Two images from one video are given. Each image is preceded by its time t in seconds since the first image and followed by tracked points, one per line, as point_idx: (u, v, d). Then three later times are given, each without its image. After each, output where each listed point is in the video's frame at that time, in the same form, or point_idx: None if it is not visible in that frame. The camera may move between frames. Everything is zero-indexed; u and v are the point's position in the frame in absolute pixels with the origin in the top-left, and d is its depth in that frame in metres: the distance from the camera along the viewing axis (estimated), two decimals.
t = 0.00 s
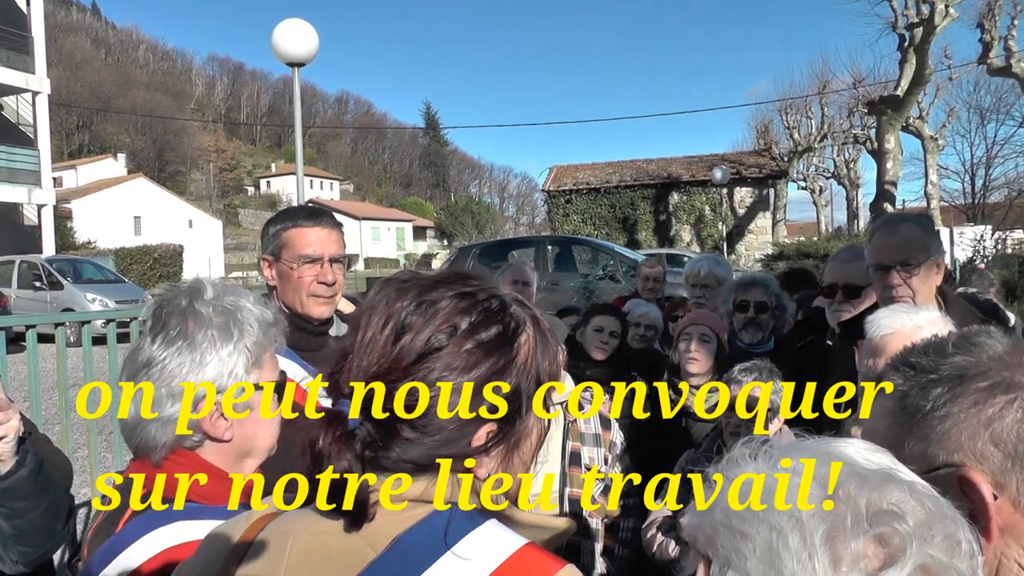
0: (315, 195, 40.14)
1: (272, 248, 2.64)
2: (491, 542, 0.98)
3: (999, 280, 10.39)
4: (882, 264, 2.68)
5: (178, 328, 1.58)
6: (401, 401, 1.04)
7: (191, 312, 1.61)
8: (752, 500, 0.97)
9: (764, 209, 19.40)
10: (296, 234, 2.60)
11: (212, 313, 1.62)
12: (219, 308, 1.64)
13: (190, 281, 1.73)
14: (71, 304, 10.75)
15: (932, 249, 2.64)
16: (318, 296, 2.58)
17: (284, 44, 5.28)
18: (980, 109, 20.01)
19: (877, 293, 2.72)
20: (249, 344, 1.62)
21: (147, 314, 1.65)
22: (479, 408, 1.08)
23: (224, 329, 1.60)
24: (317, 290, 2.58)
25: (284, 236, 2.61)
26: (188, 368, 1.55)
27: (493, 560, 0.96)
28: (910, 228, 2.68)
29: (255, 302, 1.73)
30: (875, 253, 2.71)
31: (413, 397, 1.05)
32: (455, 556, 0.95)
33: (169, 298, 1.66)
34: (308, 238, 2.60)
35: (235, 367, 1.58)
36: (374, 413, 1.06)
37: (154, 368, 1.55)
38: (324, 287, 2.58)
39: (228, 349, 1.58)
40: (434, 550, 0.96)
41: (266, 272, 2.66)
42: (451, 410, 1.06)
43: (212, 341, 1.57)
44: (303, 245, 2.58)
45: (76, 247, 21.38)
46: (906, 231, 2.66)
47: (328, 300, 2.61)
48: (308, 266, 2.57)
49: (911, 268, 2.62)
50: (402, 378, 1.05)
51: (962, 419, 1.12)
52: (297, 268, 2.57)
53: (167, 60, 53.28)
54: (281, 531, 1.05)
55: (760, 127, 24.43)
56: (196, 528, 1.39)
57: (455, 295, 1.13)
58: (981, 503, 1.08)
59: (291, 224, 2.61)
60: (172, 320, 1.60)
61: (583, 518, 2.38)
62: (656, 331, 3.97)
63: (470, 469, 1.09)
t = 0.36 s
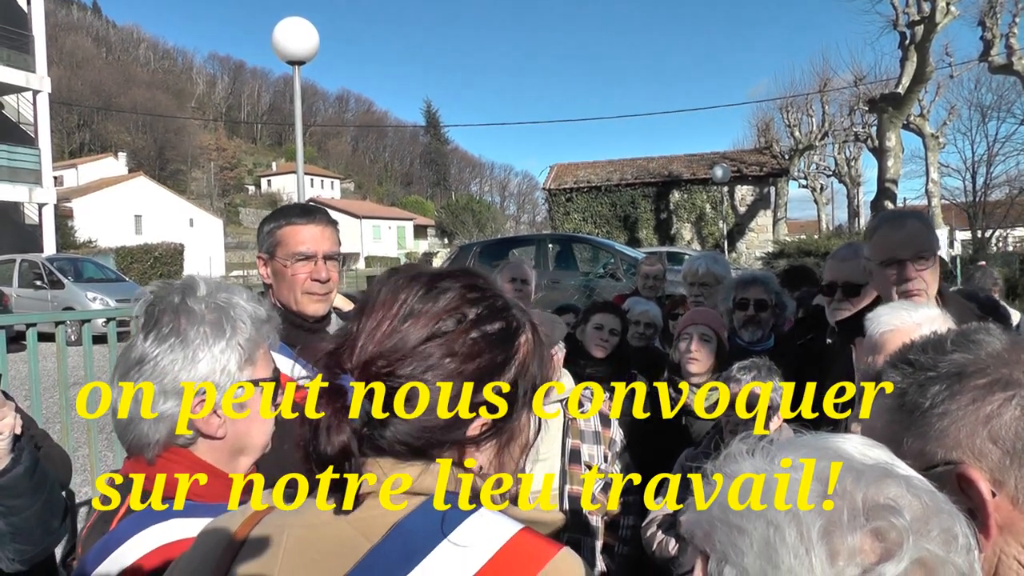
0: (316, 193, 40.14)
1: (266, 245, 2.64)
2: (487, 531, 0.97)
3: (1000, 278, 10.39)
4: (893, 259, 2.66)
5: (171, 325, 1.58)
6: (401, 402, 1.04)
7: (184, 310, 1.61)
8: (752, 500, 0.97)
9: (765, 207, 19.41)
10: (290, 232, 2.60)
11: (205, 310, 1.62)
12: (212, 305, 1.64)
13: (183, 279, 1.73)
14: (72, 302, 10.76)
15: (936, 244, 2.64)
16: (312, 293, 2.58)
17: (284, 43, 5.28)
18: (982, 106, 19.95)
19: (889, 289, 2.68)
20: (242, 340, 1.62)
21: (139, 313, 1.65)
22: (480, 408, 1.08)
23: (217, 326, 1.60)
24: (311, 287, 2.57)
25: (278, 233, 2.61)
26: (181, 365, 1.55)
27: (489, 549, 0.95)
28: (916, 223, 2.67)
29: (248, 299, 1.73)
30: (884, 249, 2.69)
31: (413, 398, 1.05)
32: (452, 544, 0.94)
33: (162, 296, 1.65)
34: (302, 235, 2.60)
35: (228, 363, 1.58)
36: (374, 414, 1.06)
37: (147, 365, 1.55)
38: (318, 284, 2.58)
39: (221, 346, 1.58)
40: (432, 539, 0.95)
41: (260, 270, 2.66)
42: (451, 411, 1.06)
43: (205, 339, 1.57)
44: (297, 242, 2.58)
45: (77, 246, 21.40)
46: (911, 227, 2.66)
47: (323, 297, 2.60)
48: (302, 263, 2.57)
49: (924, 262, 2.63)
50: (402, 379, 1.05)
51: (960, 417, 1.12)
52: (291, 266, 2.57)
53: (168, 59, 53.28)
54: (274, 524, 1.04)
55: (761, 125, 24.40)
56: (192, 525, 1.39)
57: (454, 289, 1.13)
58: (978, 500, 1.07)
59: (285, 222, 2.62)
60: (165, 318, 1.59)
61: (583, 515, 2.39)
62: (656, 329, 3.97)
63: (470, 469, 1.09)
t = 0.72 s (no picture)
0: (318, 191, 40.16)
1: (268, 243, 2.63)
2: (485, 530, 0.96)
3: (1001, 275, 10.37)
4: (905, 251, 2.64)
5: (170, 322, 1.57)
6: (401, 402, 1.04)
7: (183, 306, 1.61)
8: (753, 500, 0.96)
9: (766, 204, 19.39)
10: (293, 229, 2.59)
11: (203, 307, 1.62)
12: (211, 301, 1.64)
13: (183, 276, 1.73)
14: (73, 301, 10.77)
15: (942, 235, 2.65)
16: (315, 291, 2.57)
17: (285, 40, 5.27)
18: (984, 103, 19.89)
19: (902, 284, 2.65)
20: (241, 337, 1.61)
21: (139, 309, 1.64)
22: (480, 409, 1.09)
23: (216, 322, 1.60)
24: (313, 285, 2.57)
25: (281, 230, 2.61)
26: (180, 362, 1.54)
27: (490, 548, 0.93)
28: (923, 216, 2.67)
29: (247, 295, 1.73)
30: (894, 242, 2.67)
31: (413, 398, 1.04)
32: (451, 544, 0.93)
33: (161, 293, 1.65)
34: (305, 232, 2.59)
35: (227, 360, 1.58)
36: (375, 411, 1.06)
37: (146, 362, 1.55)
38: (320, 281, 2.58)
39: (220, 342, 1.58)
40: (431, 537, 0.93)
41: (262, 267, 2.65)
42: (452, 411, 1.06)
43: (204, 335, 1.57)
44: (299, 240, 2.58)
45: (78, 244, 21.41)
46: (917, 220, 2.66)
47: (325, 295, 2.60)
48: (305, 261, 2.57)
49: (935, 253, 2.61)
50: (402, 380, 1.05)
51: (960, 413, 1.11)
52: (293, 263, 2.56)
53: (168, 57, 53.28)
54: (273, 521, 1.03)
55: (762, 122, 24.35)
56: (192, 522, 1.39)
57: (453, 281, 1.14)
58: (979, 497, 1.07)
59: (287, 219, 2.61)
60: (164, 314, 1.59)
61: (583, 513, 2.41)
62: (654, 327, 3.97)
63: (470, 470, 1.09)
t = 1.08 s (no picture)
0: (319, 188, 40.16)
1: (271, 239, 2.63)
2: (484, 529, 0.96)
3: (1004, 272, 10.33)
4: (887, 249, 2.66)
5: (175, 319, 1.58)
6: (401, 401, 1.04)
7: (187, 304, 1.61)
8: (753, 499, 0.96)
9: (768, 201, 19.37)
10: (295, 225, 2.60)
11: (208, 304, 1.62)
12: (215, 298, 1.63)
13: (187, 273, 1.72)
14: (75, 297, 10.78)
15: (937, 238, 2.62)
16: (317, 286, 2.58)
17: (287, 37, 5.26)
18: (986, 99, 19.82)
19: (880, 280, 2.68)
20: (244, 333, 1.60)
21: (144, 306, 1.64)
22: (480, 408, 1.08)
23: (219, 320, 1.59)
24: (315, 280, 2.57)
25: (283, 226, 2.61)
26: (184, 359, 1.54)
27: (490, 548, 0.93)
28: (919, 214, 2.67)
29: (250, 292, 1.72)
30: (881, 238, 2.68)
31: (413, 397, 1.04)
32: (450, 542, 0.93)
33: (166, 289, 1.65)
34: (307, 228, 2.59)
35: (231, 357, 1.57)
36: (375, 409, 1.06)
37: (150, 360, 1.55)
38: (323, 277, 2.57)
39: (223, 339, 1.57)
40: (430, 534, 0.93)
41: (264, 263, 2.64)
42: (451, 411, 1.06)
43: (208, 332, 1.56)
44: (302, 236, 2.58)
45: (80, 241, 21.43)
46: (912, 218, 2.65)
47: (327, 290, 2.60)
48: (307, 256, 2.57)
49: (917, 255, 2.60)
50: (402, 380, 1.05)
51: (964, 408, 1.11)
52: (295, 259, 2.56)
53: (169, 54, 53.27)
54: (274, 519, 1.03)
55: (764, 118, 24.30)
56: (196, 518, 1.40)
57: (451, 277, 1.14)
58: (981, 492, 1.07)
59: (289, 215, 2.62)
60: (168, 311, 1.59)
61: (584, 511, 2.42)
62: (654, 325, 3.98)
63: (471, 469, 1.09)
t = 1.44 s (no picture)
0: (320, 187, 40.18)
1: (271, 237, 2.63)
2: (488, 525, 0.96)
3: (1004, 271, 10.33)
4: (884, 252, 2.66)
5: (184, 316, 1.59)
6: (402, 402, 1.05)
7: (197, 301, 1.62)
8: (753, 500, 0.97)
9: (770, 200, 19.37)
10: (295, 224, 2.61)
11: (217, 302, 1.62)
12: (225, 297, 1.64)
13: (197, 271, 1.73)
14: (76, 296, 10.79)
15: (936, 239, 2.62)
16: (316, 285, 2.58)
17: (288, 36, 5.26)
18: (987, 99, 19.82)
19: (878, 282, 2.69)
20: (253, 333, 1.61)
21: (153, 303, 1.66)
22: (480, 408, 1.09)
23: (228, 319, 1.60)
24: (314, 280, 2.57)
25: (284, 225, 2.61)
26: (192, 355, 1.55)
27: (493, 543, 0.93)
28: (917, 215, 2.67)
29: (260, 292, 1.72)
30: (880, 239, 2.69)
31: (413, 398, 1.05)
32: (453, 538, 0.93)
33: (176, 287, 1.66)
34: (307, 228, 2.60)
35: (239, 356, 1.57)
36: (377, 409, 1.06)
37: (158, 356, 1.56)
38: (321, 276, 2.58)
39: (231, 338, 1.57)
40: (433, 532, 0.94)
41: (265, 261, 2.65)
42: (452, 411, 1.06)
43: (217, 330, 1.57)
44: (301, 235, 2.58)
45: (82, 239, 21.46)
46: (910, 220, 2.66)
47: (326, 289, 2.61)
48: (306, 255, 2.57)
49: (913, 258, 2.61)
50: (404, 380, 1.05)
51: (969, 408, 1.11)
52: (295, 258, 2.57)
53: (170, 53, 53.33)
54: (276, 518, 1.04)
55: (765, 117, 24.31)
56: (199, 516, 1.41)
57: (457, 276, 1.15)
58: (987, 492, 1.07)
59: (289, 214, 2.62)
60: (178, 308, 1.60)
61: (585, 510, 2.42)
62: (655, 323, 3.97)
63: (472, 470, 1.08)
